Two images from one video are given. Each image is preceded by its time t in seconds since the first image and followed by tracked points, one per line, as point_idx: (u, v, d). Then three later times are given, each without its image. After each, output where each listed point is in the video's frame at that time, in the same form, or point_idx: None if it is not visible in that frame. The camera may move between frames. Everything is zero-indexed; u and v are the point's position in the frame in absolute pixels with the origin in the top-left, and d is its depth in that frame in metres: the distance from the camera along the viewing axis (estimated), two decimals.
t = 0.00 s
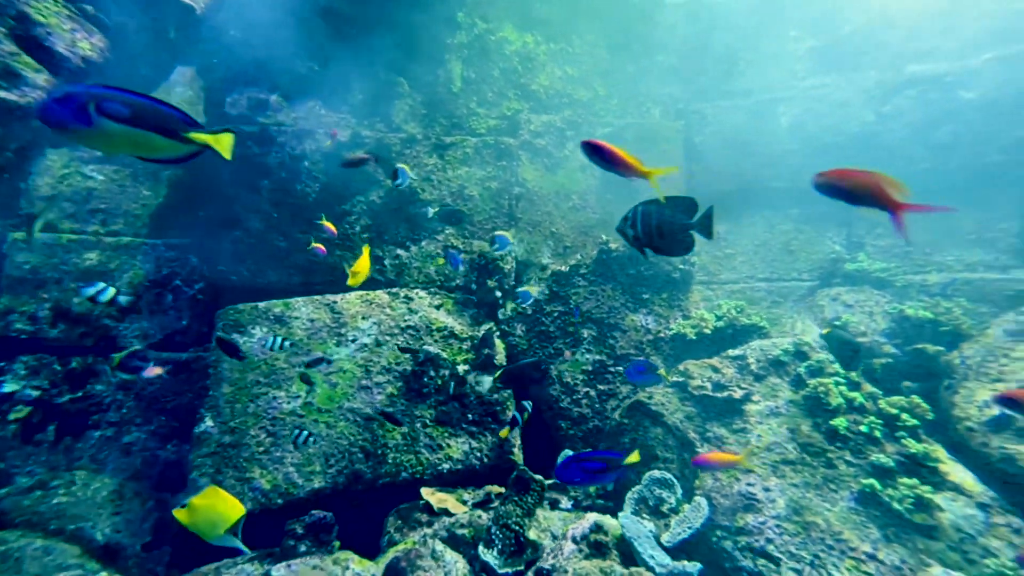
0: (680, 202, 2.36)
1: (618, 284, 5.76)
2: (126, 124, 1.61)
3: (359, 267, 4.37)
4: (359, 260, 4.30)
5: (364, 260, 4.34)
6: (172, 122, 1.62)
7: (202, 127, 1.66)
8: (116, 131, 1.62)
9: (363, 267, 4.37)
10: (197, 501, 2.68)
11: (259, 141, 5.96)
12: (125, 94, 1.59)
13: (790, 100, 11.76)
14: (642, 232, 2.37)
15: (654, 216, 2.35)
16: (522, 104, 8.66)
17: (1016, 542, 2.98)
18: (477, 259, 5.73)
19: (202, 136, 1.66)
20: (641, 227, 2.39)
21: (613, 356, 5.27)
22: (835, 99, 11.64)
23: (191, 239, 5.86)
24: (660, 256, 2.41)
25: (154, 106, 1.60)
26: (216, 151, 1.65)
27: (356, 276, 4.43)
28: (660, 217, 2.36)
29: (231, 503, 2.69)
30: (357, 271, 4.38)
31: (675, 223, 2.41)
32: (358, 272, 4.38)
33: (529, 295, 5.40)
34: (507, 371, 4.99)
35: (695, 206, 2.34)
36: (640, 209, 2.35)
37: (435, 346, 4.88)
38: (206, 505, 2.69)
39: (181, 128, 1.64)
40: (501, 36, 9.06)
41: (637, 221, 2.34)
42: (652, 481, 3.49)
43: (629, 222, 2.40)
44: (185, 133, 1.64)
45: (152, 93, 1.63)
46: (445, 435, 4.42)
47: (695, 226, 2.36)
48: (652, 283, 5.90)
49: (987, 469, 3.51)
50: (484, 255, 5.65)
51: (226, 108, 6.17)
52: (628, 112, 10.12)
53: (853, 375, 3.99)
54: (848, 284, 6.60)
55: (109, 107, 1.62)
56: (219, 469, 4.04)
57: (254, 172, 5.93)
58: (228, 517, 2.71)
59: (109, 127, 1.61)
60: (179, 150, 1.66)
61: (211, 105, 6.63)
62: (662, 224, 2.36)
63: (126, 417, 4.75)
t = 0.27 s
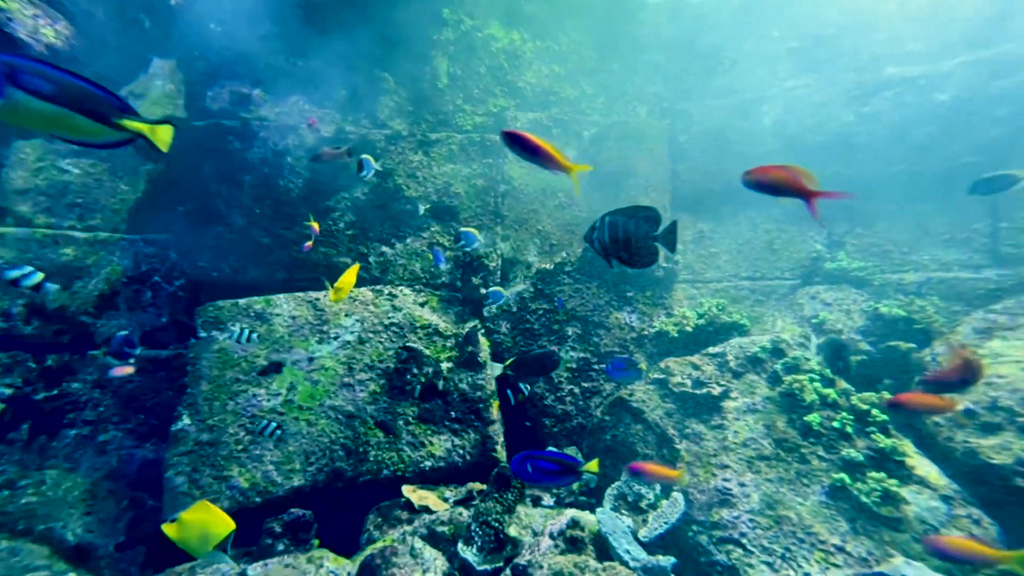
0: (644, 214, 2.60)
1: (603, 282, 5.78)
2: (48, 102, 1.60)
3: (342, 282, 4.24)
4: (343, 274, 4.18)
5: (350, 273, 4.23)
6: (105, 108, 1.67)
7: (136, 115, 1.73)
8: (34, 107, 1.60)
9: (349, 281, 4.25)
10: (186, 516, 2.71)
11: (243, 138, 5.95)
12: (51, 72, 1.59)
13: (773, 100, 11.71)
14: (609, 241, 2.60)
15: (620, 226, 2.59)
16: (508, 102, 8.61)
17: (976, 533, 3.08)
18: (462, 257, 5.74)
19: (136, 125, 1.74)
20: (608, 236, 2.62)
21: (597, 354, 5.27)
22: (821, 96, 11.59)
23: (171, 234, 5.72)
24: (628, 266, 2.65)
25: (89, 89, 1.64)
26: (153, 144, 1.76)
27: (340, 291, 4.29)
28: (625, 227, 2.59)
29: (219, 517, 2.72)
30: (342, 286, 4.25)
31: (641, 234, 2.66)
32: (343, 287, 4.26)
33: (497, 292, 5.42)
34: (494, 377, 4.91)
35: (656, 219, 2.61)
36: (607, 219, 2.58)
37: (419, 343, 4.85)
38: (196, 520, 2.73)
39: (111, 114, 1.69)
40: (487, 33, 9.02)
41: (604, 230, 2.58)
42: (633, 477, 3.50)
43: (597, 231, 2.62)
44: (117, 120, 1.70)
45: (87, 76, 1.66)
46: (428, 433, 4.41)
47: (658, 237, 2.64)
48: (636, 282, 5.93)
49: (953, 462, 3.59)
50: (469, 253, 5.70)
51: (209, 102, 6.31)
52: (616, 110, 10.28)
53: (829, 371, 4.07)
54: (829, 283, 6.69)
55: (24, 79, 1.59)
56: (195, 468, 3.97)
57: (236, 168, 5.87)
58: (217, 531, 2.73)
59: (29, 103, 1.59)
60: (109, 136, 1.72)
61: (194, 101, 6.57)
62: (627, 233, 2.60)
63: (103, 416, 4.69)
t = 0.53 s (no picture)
0: (613, 233, 2.92)
1: (590, 283, 5.78)
2: None
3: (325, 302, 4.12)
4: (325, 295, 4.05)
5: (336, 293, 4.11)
6: (30, 93, 1.76)
7: (63, 103, 1.84)
8: None
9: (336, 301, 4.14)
10: (176, 536, 2.87)
11: (227, 136, 5.90)
12: None
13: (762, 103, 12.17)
14: (580, 252, 2.89)
15: (592, 241, 2.89)
16: (495, 102, 8.88)
17: (943, 530, 3.15)
18: (448, 256, 5.68)
19: (60, 112, 1.84)
20: (580, 248, 2.90)
21: (583, 355, 5.24)
22: (803, 101, 11.95)
23: (153, 233, 5.64)
24: (595, 278, 2.94)
25: (5, 69, 1.70)
26: (79, 134, 1.85)
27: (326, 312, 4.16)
28: (595, 241, 2.90)
29: (211, 539, 2.90)
30: (327, 307, 4.12)
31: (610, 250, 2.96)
32: (329, 309, 4.13)
33: (472, 296, 5.33)
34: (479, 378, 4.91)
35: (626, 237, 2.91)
36: (580, 232, 2.88)
37: (403, 343, 4.81)
38: (186, 541, 2.89)
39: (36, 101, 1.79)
40: (475, 34, 9.17)
41: (576, 243, 2.86)
42: (612, 477, 3.61)
43: (570, 243, 2.90)
44: (41, 106, 1.80)
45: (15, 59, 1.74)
46: (412, 434, 4.39)
47: (627, 254, 2.92)
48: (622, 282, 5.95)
49: (924, 461, 3.66)
50: (455, 253, 5.64)
51: (193, 100, 6.39)
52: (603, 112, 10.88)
53: (807, 372, 4.12)
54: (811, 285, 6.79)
55: None
56: (173, 469, 3.91)
57: (220, 167, 5.81)
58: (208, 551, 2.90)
59: None
60: (34, 122, 1.82)
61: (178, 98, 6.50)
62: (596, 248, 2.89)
63: (82, 417, 4.59)
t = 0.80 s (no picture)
0: (600, 245, 2.67)
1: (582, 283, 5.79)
2: None
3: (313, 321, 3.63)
4: (316, 314, 3.59)
5: (329, 313, 3.64)
6: None
7: None
8: None
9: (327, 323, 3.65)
10: (174, 557, 2.68)
11: (216, 133, 5.84)
12: None
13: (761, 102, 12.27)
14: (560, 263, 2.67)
15: (576, 251, 2.66)
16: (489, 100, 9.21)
17: (924, 527, 3.19)
18: (440, 255, 5.68)
19: None
20: (563, 258, 2.68)
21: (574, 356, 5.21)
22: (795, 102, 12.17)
23: (140, 231, 5.57)
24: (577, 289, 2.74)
25: None
26: (5, 120, 2.26)
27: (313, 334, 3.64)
28: (580, 252, 2.67)
29: (209, 560, 2.67)
30: (316, 329, 3.62)
31: (595, 261, 2.73)
32: (318, 331, 3.63)
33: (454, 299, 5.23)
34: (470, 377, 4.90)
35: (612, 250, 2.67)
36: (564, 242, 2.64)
37: (395, 343, 4.74)
38: (185, 560, 2.70)
39: None
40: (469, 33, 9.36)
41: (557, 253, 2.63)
42: (601, 477, 3.58)
43: (554, 251, 2.65)
44: None
45: None
46: (402, 433, 4.38)
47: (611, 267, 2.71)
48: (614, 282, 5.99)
49: (905, 459, 3.70)
50: (446, 252, 5.66)
51: (183, 99, 6.52)
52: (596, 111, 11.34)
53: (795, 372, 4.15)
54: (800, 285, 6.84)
55: None
56: (159, 470, 3.87)
57: (209, 164, 5.76)
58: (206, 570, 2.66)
59: None
60: None
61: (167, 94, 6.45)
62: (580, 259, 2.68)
63: (67, 417, 4.56)
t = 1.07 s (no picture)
0: (584, 257, 3.11)
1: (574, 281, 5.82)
2: None
3: (297, 334, 3.31)
4: (300, 326, 3.28)
5: (316, 327, 3.34)
6: None
7: None
8: None
9: (314, 339, 3.34)
10: None
11: (205, 129, 5.79)
12: None
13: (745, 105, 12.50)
14: (550, 271, 3.06)
15: (562, 260, 3.06)
16: (481, 98, 9.75)
17: (906, 522, 3.23)
18: (432, 253, 5.67)
19: None
20: (550, 266, 3.08)
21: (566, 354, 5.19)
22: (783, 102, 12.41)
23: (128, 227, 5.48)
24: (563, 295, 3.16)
25: None
26: None
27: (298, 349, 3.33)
28: (566, 261, 3.07)
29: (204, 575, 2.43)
30: (302, 345, 3.31)
31: (579, 271, 3.16)
32: (305, 347, 3.32)
33: (443, 300, 5.15)
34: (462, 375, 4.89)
35: (594, 262, 3.11)
36: (553, 250, 3.04)
37: (386, 341, 4.71)
38: None
39: None
40: (460, 30, 10.43)
41: (546, 261, 3.02)
42: (591, 474, 3.56)
43: (541, 258, 3.06)
44: None
45: None
46: (393, 431, 4.36)
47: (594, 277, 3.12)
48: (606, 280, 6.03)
49: (889, 456, 3.74)
50: (439, 250, 5.65)
51: (170, 92, 6.25)
52: (589, 111, 11.69)
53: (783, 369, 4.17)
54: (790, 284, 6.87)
55: None
56: (146, 468, 3.83)
57: (199, 160, 5.70)
58: None
59: None
60: None
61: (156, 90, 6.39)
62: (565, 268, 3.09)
63: (54, 416, 4.51)
